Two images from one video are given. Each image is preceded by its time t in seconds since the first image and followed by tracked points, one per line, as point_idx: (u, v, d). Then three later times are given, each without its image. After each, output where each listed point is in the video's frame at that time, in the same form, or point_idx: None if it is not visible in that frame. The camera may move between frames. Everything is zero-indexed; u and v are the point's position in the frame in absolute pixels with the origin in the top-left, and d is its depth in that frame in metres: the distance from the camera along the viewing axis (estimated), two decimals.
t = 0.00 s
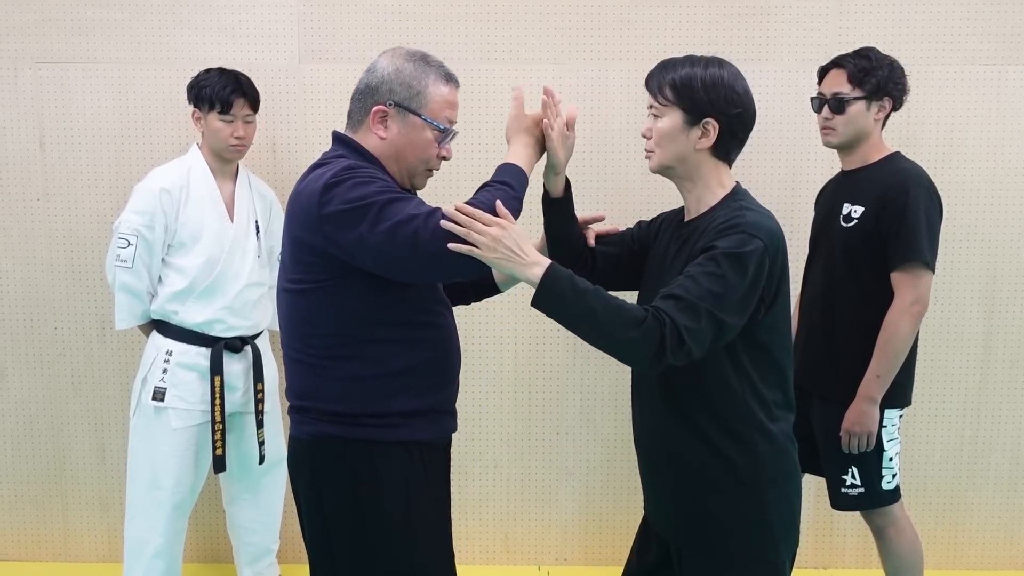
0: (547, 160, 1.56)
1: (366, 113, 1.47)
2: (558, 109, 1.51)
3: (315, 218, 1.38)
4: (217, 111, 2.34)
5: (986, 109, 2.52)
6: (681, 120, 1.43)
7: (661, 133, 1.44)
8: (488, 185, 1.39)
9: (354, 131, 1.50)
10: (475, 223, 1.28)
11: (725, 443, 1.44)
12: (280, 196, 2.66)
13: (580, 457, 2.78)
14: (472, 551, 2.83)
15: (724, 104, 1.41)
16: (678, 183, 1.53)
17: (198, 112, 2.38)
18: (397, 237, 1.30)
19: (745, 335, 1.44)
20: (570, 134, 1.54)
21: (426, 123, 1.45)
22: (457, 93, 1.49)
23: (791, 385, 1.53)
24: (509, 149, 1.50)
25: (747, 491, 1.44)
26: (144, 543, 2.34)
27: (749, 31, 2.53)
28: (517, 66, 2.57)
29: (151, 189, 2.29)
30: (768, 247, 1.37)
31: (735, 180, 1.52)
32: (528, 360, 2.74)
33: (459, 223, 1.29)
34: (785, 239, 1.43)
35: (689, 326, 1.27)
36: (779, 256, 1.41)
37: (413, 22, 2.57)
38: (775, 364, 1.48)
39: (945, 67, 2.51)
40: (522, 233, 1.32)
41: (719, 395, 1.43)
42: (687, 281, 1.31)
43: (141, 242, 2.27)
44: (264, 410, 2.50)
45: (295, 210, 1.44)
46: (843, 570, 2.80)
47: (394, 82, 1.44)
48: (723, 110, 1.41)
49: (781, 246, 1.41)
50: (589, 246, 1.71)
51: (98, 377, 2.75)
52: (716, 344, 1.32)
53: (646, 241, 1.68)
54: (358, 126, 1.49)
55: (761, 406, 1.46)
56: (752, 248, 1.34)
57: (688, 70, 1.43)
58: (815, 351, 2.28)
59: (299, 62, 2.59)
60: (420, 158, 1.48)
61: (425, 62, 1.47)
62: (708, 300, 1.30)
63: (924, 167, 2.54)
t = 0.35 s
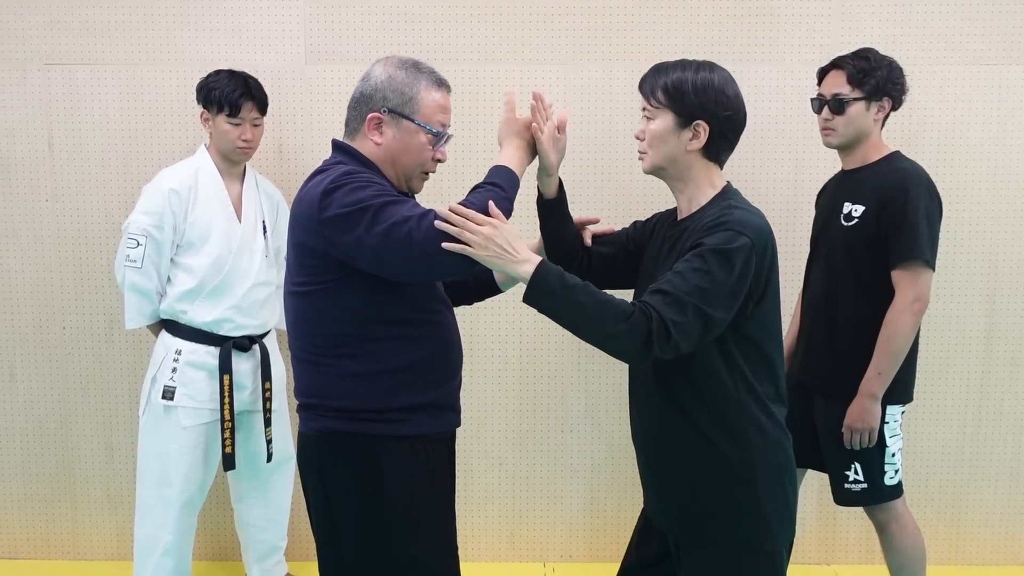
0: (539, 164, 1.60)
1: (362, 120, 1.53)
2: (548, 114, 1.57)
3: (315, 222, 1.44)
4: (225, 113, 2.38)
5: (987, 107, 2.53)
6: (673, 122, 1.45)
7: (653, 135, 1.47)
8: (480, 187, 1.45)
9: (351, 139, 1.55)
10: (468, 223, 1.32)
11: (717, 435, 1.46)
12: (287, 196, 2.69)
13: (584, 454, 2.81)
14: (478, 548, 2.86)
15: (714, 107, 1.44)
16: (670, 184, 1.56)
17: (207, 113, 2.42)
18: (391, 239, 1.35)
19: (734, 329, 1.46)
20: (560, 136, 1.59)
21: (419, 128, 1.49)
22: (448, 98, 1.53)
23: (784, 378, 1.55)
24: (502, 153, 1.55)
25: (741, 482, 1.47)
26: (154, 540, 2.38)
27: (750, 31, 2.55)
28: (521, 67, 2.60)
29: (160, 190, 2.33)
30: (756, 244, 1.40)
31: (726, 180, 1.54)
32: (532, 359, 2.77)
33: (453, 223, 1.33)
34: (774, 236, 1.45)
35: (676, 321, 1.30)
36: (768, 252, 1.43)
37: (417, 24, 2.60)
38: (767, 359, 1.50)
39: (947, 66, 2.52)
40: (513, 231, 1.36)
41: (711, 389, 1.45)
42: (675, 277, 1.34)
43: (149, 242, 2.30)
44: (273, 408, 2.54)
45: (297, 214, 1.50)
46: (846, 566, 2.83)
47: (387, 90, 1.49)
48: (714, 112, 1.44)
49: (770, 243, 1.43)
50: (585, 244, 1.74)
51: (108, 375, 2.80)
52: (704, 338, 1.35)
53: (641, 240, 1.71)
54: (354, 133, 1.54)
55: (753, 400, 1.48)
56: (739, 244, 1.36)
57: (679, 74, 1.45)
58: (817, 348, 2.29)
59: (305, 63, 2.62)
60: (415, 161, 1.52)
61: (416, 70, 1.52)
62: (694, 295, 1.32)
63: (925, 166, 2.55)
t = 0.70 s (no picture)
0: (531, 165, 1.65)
1: (359, 126, 1.56)
2: (538, 116, 1.60)
3: (315, 224, 1.48)
4: (228, 114, 2.41)
5: (982, 105, 2.55)
6: (658, 123, 1.49)
7: (640, 135, 1.51)
8: (472, 187, 1.48)
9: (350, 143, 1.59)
10: (458, 223, 1.36)
11: (706, 426, 1.50)
12: (289, 195, 2.72)
13: (583, 450, 2.84)
14: (480, 544, 2.89)
15: (696, 107, 1.48)
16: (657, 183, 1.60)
17: (210, 114, 2.45)
18: (386, 238, 1.38)
19: (719, 323, 1.50)
20: (551, 138, 1.62)
21: (415, 132, 1.52)
22: (444, 103, 1.56)
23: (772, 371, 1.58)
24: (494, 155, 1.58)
25: (729, 472, 1.50)
26: (159, 537, 2.42)
27: (746, 29, 2.58)
28: (520, 66, 2.63)
29: (164, 189, 2.36)
30: (739, 240, 1.43)
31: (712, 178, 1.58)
32: (531, 356, 2.80)
33: (444, 222, 1.37)
34: (758, 232, 1.49)
35: (659, 314, 1.35)
36: (752, 247, 1.47)
37: (417, 25, 2.62)
38: (754, 352, 1.53)
39: (941, 64, 2.54)
40: (503, 230, 1.41)
41: (698, 382, 1.49)
42: (658, 272, 1.39)
43: (154, 242, 2.34)
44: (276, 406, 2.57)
45: (299, 217, 1.55)
46: (843, 559, 2.86)
47: (383, 96, 1.53)
48: (697, 112, 1.48)
49: (753, 239, 1.47)
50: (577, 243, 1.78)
51: (111, 374, 2.83)
52: (688, 332, 1.39)
53: (632, 239, 1.74)
54: (352, 138, 1.58)
55: (740, 392, 1.51)
56: (721, 240, 1.40)
57: (663, 77, 1.50)
58: (813, 343, 2.32)
59: (306, 64, 2.65)
60: (412, 165, 1.56)
61: (412, 76, 1.55)
62: (677, 290, 1.37)
63: (920, 163, 2.58)
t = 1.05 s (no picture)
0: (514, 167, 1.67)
1: (352, 131, 1.58)
2: (519, 118, 1.63)
3: (306, 225, 1.51)
4: (222, 114, 2.42)
5: (968, 102, 2.58)
6: (636, 125, 1.53)
7: (619, 137, 1.54)
8: (457, 187, 1.51)
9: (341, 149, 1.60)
10: (442, 221, 1.38)
11: (686, 421, 1.52)
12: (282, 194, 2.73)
13: (576, 446, 2.86)
14: (474, 541, 2.91)
15: (672, 109, 1.51)
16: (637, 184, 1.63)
17: (203, 114, 2.45)
18: (373, 238, 1.41)
19: (697, 319, 1.53)
20: (532, 140, 1.65)
21: (407, 138, 1.54)
22: (434, 109, 1.59)
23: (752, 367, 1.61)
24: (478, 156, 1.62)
25: (709, 466, 1.53)
26: (156, 536, 2.43)
27: (736, 28, 2.60)
28: (512, 66, 2.64)
29: (157, 190, 2.37)
30: (715, 238, 1.46)
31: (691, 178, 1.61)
32: (525, 354, 2.82)
33: (429, 221, 1.39)
34: (736, 229, 1.51)
35: (636, 311, 1.37)
36: (729, 245, 1.49)
37: (409, 24, 2.64)
38: (732, 348, 1.56)
39: (929, 63, 2.57)
40: (487, 229, 1.43)
41: (677, 377, 1.52)
42: (636, 271, 1.41)
43: (147, 242, 2.35)
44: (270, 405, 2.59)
45: (291, 219, 1.58)
46: (833, 552, 2.89)
47: (376, 102, 1.54)
48: (673, 114, 1.51)
49: (730, 237, 1.50)
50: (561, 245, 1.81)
51: (105, 374, 2.84)
52: (666, 329, 1.41)
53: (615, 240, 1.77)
54: (344, 143, 1.59)
55: (719, 387, 1.54)
56: (698, 239, 1.42)
57: (639, 80, 1.53)
58: (804, 339, 2.35)
59: (299, 64, 2.66)
60: (405, 169, 1.58)
61: (403, 82, 1.57)
62: (654, 287, 1.39)
63: (908, 160, 2.61)
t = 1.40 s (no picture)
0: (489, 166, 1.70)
1: (337, 133, 1.58)
2: (495, 119, 1.67)
3: (284, 222, 1.53)
4: (209, 113, 2.42)
5: (949, 101, 2.62)
6: (608, 126, 1.56)
7: (592, 139, 1.58)
8: (432, 183, 1.52)
9: (323, 151, 1.60)
10: (419, 216, 1.41)
11: (660, 415, 1.57)
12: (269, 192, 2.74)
13: (564, 442, 2.89)
14: (463, 537, 2.93)
15: (643, 110, 1.54)
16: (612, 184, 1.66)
17: (192, 113, 2.46)
18: (349, 233, 1.43)
19: (669, 316, 1.57)
20: (508, 140, 1.68)
21: (395, 140, 1.57)
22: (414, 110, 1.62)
23: (724, 362, 1.65)
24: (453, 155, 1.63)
25: (684, 459, 1.57)
26: (145, 534, 2.43)
27: (720, 27, 2.63)
28: (499, 64, 2.65)
29: (145, 188, 2.37)
30: (686, 236, 1.49)
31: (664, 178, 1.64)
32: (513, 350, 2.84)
33: (406, 215, 1.42)
34: (706, 228, 1.55)
35: (607, 308, 1.40)
36: (700, 244, 1.53)
37: (396, 23, 2.65)
38: (705, 344, 1.60)
39: (910, 62, 2.61)
40: (461, 225, 1.45)
41: (651, 372, 1.56)
42: (608, 268, 1.44)
43: (136, 241, 2.35)
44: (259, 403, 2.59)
45: (269, 217, 1.60)
46: (818, 546, 2.93)
47: (363, 104, 1.56)
48: (644, 115, 1.55)
49: (701, 236, 1.53)
50: (540, 241, 1.83)
51: (92, 373, 2.84)
52: (637, 325, 1.44)
53: (592, 237, 1.79)
54: (328, 145, 1.59)
55: (692, 382, 1.58)
56: (668, 238, 1.46)
57: (611, 82, 1.57)
58: (788, 335, 2.38)
59: (286, 62, 2.67)
60: (390, 170, 1.61)
61: (386, 85, 1.59)
62: (625, 284, 1.42)
63: (891, 158, 2.64)
